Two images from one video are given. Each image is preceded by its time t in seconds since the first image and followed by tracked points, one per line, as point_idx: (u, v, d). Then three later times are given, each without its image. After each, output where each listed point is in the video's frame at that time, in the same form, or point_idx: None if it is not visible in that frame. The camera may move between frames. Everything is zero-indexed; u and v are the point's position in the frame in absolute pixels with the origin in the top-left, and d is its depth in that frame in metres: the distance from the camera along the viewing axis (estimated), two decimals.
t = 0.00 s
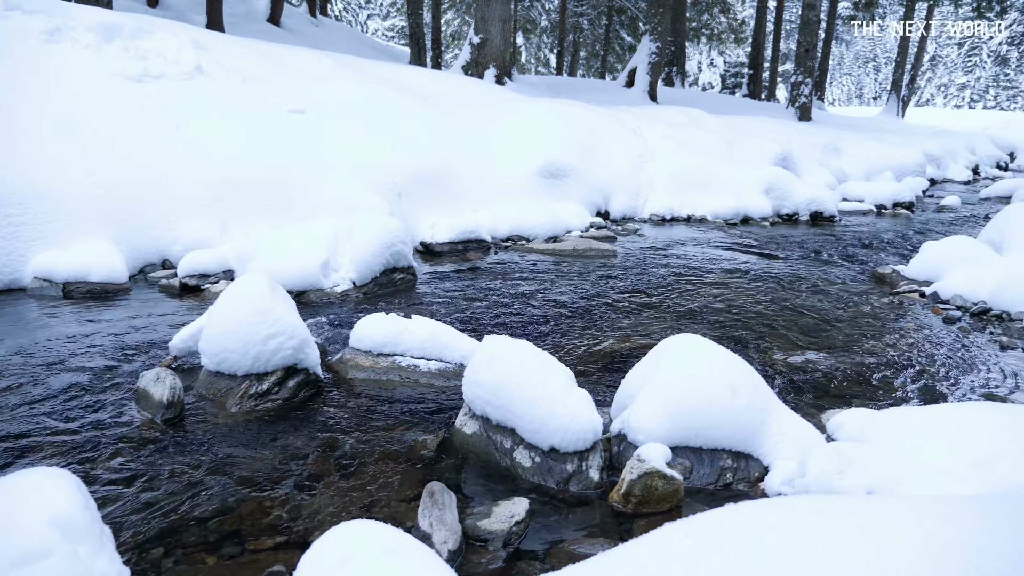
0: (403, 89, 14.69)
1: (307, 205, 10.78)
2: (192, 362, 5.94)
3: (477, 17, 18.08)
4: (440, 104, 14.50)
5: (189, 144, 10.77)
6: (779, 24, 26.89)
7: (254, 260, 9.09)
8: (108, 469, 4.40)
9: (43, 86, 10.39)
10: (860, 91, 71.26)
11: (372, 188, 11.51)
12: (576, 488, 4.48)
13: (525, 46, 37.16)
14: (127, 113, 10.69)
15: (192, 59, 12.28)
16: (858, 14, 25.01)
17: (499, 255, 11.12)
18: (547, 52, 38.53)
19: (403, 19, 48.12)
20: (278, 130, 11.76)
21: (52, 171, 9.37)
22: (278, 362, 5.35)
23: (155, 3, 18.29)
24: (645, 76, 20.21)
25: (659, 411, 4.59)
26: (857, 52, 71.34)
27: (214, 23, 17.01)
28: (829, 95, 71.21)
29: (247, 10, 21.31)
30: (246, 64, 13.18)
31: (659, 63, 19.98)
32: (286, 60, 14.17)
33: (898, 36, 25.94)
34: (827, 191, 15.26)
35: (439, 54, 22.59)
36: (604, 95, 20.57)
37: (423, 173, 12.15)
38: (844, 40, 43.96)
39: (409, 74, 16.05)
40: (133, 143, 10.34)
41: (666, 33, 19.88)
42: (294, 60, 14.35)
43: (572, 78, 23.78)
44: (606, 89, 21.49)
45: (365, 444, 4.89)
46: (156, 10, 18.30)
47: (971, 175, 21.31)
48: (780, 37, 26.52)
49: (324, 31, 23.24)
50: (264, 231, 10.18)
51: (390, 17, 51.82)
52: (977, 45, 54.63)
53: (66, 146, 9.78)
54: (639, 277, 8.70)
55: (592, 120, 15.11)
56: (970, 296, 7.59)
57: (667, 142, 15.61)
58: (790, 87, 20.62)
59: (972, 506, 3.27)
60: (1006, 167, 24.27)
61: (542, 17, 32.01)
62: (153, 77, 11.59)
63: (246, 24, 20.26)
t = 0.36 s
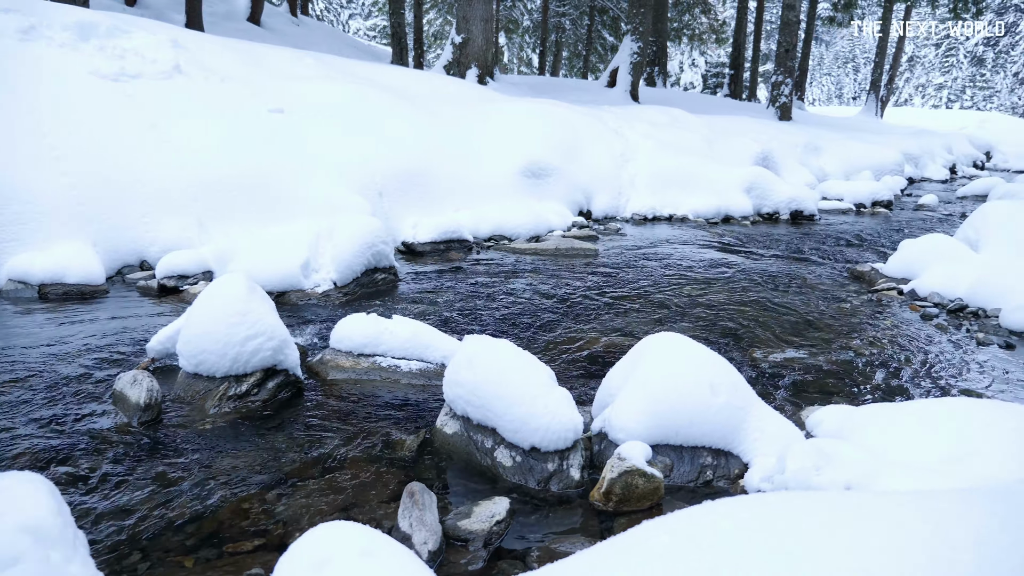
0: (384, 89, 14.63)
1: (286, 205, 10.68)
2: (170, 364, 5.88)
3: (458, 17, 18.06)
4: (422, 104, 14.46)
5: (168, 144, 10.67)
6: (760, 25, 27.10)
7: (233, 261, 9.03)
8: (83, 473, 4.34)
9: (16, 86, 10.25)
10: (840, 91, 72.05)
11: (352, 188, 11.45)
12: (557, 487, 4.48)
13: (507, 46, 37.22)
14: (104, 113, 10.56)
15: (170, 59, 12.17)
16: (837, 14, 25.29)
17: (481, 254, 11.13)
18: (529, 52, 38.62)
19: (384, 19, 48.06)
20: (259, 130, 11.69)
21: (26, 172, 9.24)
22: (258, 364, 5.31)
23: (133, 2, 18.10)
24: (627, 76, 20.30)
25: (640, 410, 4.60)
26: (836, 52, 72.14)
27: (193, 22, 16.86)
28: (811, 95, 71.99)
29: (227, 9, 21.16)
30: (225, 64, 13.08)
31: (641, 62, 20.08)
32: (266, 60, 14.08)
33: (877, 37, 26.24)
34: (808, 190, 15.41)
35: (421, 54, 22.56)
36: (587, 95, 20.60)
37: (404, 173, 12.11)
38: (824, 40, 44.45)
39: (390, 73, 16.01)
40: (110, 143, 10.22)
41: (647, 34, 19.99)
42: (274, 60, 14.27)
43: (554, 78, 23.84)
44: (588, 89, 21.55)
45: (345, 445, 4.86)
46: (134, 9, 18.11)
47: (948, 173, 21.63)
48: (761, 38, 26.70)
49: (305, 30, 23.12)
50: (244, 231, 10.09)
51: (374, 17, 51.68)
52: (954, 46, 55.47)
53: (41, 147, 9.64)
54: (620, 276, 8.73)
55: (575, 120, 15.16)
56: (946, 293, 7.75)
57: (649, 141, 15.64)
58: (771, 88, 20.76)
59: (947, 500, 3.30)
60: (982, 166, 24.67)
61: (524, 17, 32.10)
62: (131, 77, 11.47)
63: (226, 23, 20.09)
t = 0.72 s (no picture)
0: (366, 88, 14.59)
1: (268, 205, 10.60)
2: (149, 367, 5.83)
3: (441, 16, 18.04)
4: (405, 104, 14.43)
5: (147, 144, 10.56)
6: (741, 25, 27.29)
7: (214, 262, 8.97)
8: (59, 477, 4.28)
9: None
10: (822, 91, 72.86)
11: (334, 188, 11.40)
12: (540, 486, 4.47)
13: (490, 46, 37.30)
14: (81, 113, 10.43)
15: (149, 58, 12.06)
16: (818, 15, 25.55)
17: (464, 254, 11.13)
18: (512, 52, 38.73)
19: (367, 18, 47.95)
20: (240, 130, 11.61)
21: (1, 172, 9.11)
22: (237, 365, 5.27)
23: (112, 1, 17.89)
24: (610, 76, 20.37)
25: (622, 409, 4.61)
26: (818, 53, 72.88)
27: (173, 21, 16.72)
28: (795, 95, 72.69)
29: (208, 8, 20.99)
30: (206, 63, 12.98)
31: (623, 62, 20.16)
32: (247, 59, 13.98)
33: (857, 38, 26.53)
34: (789, 189, 15.55)
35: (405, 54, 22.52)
36: (570, 95, 20.68)
37: (386, 172, 12.07)
38: (806, 41, 44.89)
39: (373, 73, 15.97)
40: (88, 143, 10.10)
41: (630, 34, 20.08)
42: (255, 59, 14.18)
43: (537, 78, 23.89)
44: (571, 89, 21.63)
45: (326, 446, 4.83)
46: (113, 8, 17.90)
47: (927, 172, 21.91)
48: (742, 38, 26.91)
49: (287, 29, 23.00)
50: (225, 232, 10.00)
51: (356, 17, 51.50)
52: (934, 47, 56.28)
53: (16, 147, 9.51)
54: (602, 275, 8.76)
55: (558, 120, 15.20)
56: (926, 290, 7.85)
57: (632, 141, 15.71)
58: (753, 88, 20.94)
59: (926, 496, 3.32)
60: (960, 165, 25.02)
61: (507, 17, 32.19)
62: (110, 76, 11.35)
63: (207, 22, 19.93)
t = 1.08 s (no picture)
0: (349, 88, 14.53)
1: (250, 205, 10.53)
2: (129, 368, 5.77)
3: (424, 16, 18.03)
4: (389, 104, 14.38)
5: (127, 145, 10.45)
6: (723, 25, 27.47)
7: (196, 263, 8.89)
8: (35, 481, 4.21)
9: None
10: (803, 91, 73.68)
11: (317, 188, 11.34)
12: (523, 485, 4.47)
13: (474, 45, 37.45)
14: (59, 113, 10.31)
15: (129, 57, 11.94)
16: (800, 15, 25.79)
17: (448, 254, 11.13)
18: (496, 52, 38.84)
19: (350, 18, 47.82)
20: (222, 130, 11.54)
21: None
22: (218, 366, 5.24)
23: None
24: (593, 76, 20.46)
25: (605, 407, 4.62)
26: (800, 53, 73.58)
27: (154, 20, 16.57)
28: (778, 96, 73.41)
29: (189, 7, 20.81)
30: (187, 63, 12.88)
31: (607, 63, 20.25)
32: (228, 59, 13.89)
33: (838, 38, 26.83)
34: (771, 188, 15.69)
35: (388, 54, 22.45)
36: (554, 94, 20.72)
37: (369, 172, 12.04)
38: (788, 41, 45.32)
39: (356, 73, 15.92)
40: (66, 143, 9.98)
41: (612, 34, 20.18)
42: (236, 58, 14.09)
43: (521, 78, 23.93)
44: (555, 88, 21.69)
45: (308, 446, 4.81)
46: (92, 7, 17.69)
47: (907, 171, 22.19)
48: (724, 38, 27.09)
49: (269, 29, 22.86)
50: (207, 233, 9.90)
51: (339, 16, 51.32)
52: (913, 47, 57.05)
53: None
54: (586, 274, 8.79)
55: (542, 120, 15.24)
56: (906, 288, 7.95)
57: (616, 140, 15.78)
58: (735, 88, 21.11)
59: (903, 491, 3.34)
60: (939, 164, 25.34)
61: (490, 17, 32.29)
62: (88, 75, 11.22)
63: (187, 21, 19.77)
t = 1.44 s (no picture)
0: (334, 88, 14.48)
1: (234, 205, 10.45)
2: (111, 370, 5.72)
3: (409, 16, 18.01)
4: (374, 104, 14.32)
5: (109, 145, 10.35)
6: (708, 26, 27.64)
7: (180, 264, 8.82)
8: (15, 485, 4.16)
9: None
10: (787, 91, 74.31)
11: (302, 188, 11.28)
12: (509, 485, 4.46)
13: (460, 44, 37.48)
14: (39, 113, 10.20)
15: (111, 57, 11.84)
16: (783, 16, 26.01)
17: (434, 254, 11.12)
18: (481, 52, 38.85)
19: (336, 18, 47.69)
20: (206, 130, 11.46)
21: None
22: (202, 368, 5.20)
23: None
24: (579, 75, 20.53)
25: (590, 406, 4.63)
26: (785, 53, 74.09)
27: (136, 19, 16.44)
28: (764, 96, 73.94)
29: (172, 6, 20.67)
30: (170, 62, 12.79)
31: (592, 62, 20.32)
32: (212, 59, 13.80)
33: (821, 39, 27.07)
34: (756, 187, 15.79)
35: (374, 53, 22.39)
36: (539, 94, 20.76)
37: (353, 173, 11.99)
38: (773, 41, 45.68)
39: (341, 72, 15.88)
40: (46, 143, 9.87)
41: (598, 34, 20.26)
42: (220, 58, 14.00)
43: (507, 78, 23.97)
44: (541, 88, 21.74)
45: (293, 447, 4.78)
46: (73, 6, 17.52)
47: (890, 170, 22.41)
48: (709, 38, 27.21)
49: (254, 28, 22.74)
50: (191, 233, 9.82)
51: (325, 16, 51.16)
52: (896, 47, 57.63)
53: None
54: (573, 274, 8.80)
55: (528, 119, 15.26)
56: (889, 286, 8.03)
57: (601, 140, 15.83)
58: (719, 87, 21.22)
59: (885, 487, 3.36)
60: (921, 163, 25.60)
61: (476, 16, 32.33)
62: (69, 75, 11.11)
63: (171, 21, 19.63)
